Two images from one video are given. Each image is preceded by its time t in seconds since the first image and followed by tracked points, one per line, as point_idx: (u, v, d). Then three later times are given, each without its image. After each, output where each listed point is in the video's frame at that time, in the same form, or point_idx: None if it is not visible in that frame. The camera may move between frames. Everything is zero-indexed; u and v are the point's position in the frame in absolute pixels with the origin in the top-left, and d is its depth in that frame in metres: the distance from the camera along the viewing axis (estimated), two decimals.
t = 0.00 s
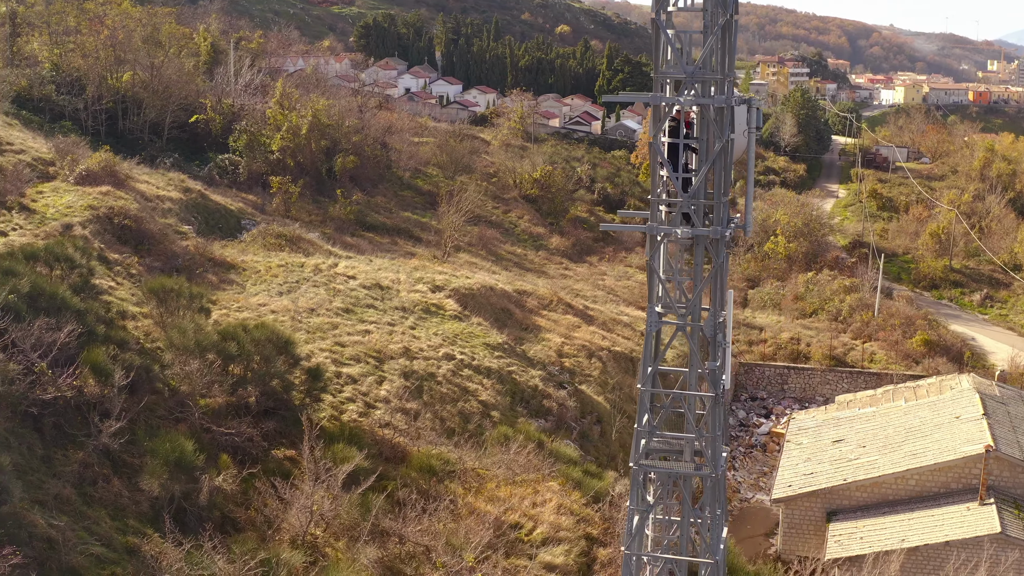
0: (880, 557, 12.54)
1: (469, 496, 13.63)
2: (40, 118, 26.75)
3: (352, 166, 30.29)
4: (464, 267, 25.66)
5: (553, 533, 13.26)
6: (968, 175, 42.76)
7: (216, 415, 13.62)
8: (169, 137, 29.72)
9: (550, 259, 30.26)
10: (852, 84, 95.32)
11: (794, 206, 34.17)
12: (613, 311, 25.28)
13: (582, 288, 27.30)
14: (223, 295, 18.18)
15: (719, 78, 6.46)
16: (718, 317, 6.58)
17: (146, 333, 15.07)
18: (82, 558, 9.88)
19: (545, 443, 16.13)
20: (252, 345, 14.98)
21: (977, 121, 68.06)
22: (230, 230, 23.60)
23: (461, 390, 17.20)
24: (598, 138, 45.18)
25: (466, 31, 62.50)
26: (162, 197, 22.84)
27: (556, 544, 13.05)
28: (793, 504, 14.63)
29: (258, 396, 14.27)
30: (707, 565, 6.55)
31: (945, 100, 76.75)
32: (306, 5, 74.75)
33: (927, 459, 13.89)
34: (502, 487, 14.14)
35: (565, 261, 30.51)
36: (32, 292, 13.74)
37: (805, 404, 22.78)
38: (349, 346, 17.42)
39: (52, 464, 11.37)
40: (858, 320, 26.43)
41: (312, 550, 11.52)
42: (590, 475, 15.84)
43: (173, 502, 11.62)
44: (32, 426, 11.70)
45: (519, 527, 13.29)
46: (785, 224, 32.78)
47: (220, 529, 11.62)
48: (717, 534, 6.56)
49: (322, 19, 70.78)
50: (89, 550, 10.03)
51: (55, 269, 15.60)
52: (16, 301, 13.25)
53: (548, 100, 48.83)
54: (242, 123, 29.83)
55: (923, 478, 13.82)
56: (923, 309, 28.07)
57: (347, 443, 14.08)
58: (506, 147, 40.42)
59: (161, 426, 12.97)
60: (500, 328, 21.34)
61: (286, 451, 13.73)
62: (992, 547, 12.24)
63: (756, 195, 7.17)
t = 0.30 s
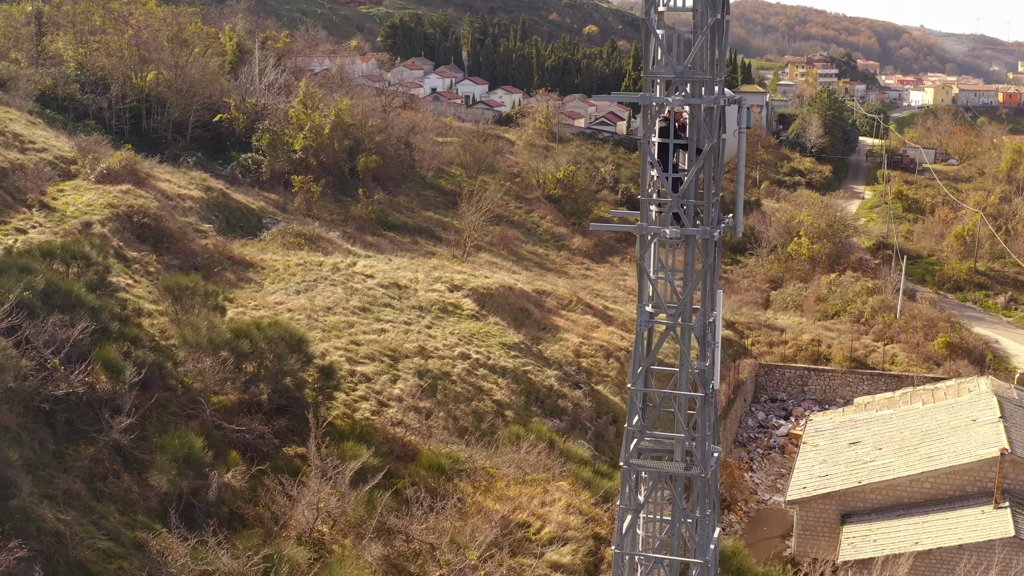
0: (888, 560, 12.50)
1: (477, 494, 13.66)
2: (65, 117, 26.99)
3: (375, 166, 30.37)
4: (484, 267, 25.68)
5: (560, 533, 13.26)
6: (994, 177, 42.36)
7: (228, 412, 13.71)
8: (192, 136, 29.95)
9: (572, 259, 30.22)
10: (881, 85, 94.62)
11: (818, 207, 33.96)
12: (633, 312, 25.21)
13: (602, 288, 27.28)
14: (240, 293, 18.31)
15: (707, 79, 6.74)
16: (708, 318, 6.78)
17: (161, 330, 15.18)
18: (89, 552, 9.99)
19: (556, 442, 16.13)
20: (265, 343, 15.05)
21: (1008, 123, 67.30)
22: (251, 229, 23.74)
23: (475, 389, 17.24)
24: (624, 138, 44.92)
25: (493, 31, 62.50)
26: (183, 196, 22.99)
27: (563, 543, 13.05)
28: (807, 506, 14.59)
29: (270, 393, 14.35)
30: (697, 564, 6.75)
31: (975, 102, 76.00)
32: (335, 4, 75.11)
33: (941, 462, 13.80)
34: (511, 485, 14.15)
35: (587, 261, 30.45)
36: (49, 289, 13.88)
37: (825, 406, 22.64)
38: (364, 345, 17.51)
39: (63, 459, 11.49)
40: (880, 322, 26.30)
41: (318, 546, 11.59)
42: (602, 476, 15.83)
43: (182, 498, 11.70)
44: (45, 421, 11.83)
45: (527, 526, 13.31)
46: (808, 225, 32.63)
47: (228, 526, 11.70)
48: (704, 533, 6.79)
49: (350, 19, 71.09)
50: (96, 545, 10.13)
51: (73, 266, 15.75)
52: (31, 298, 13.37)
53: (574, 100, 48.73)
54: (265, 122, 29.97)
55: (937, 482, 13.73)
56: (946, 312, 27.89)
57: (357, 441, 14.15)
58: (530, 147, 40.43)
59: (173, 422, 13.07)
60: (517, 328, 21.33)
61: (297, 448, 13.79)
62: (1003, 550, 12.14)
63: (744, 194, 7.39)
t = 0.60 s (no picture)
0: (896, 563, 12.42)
1: (486, 493, 13.68)
2: (89, 115, 27.23)
3: (397, 165, 30.39)
4: (505, 267, 25.68)
5: (568, 532, 13.25)
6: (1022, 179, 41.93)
7: (241, 409, 13.78)
8: (217, 135, 30.16)
9: (595, 260, 30.14)
10: (911, 86, 93.92)
11: (842, 208, 33.76)
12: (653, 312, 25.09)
13: (624, 289, 27.23)
14: (258, 291, 18.43)
15: (697, 79, 6.99)
16: (698, 318, 7.06)
17: (177, 328, 15.29)
18: (96, 546, 10.10)
19: (568, 442, 16.11)
20: (278, 341, 15.12)
21: None
22: (272, 228, 23.87)
23: (490, 388, 17.27)
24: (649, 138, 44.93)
25: (520, 31, 62.48)
26: (205, 194, 23.14)
27: (571, 543, 13.05)
28: (822, 508, 14.45)
29: (283, 391, 14.41)
30: (686, 563, 7.08)
31: (1007, 104, 75.27)
32: (365, 4, 75.40)
33: (957, 465, 13.71)
34: (521, 484, 14.15)
35: (609, 261, 30.36)
36: (66, 286, 14.02)
37: (846, 408, 22.45)
38: (380, 344, 17.58)
39: (75, 454, 11.62)
40: (903, 324, 26.14)
41: (325, 543, 11.64)
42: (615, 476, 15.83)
43: (191, 494, 11.77)
44: (58, 417, 11.95)
45: (535, 524, 13.32)
46: (833, 227, 32.49)
47: (236, 522, 11.79)
48: (693, 532, 7.18)
49: (378, 19, 71.37)
50: (103, 540, 10.24)
51: (91, 263, 15.91)
52: (47, 294, 13.50)
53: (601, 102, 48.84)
54: (289, 122, 30.10)
55: (953, 485, 13.64)
56: (970, 314, 27.69)
57: (368, 439, 14.20)
58: (555, 147, 40.39)
59: (185, 419, 13.17)
60: (535, 328, 21.33)
61: (308, 446, 13.85)
62: (1015, 554, 12.03)
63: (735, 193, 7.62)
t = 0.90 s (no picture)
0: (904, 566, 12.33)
1: (497, 492, 13.73)
2: (115, 113, 27.44)
3: (421, 164, 30.40)
4: (526, 266, 25.65)
5: (578, 532, 13.25)
6: None
7: (254, 406, 13.87)
8: (242, 134, 30.36)
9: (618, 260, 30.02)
10: (943, 87, 93.02)
11: (868, 209, 33.52)
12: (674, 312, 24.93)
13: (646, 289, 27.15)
14: (277, 289, 18.54)
15: (688, 79, 7.19)
16: (688, 317, 7.23)
17: (194, 325, 15.41)
18: (105, 540, 10.21)
19: (581, 442, 16.10)
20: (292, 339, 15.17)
21: None
22: (294, 227, 23.98)
23: (506, 387, 17.28)
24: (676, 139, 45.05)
25: (549, 31, 62.32)
26: (227, 193, 23.28)
27: (580, 543, 13.07)
28: (839, 510, 14.37)
29: (297, 388, 14.46)
30: (676, 562, 7.16)
31: None
32: (395, 5, 75.60)
33: (974, 468, 13.61)
34: (533, 483, 14.20)
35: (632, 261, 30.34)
36: (85, 283, 14.18)
37: (867, 410, 22.74)
38: (397, 342, 17.63)
39: (88, 449, 11.74)
40: (926, 326, 26.02)
41: (333, 540, 11.70)
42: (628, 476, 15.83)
43: (202, 490, 11.86)
44: (72, 412, 12.10)
45: (544, 524, 13.35)
46: (857, 228, 32.28)
47: (246, 518, 11.87)
48: (684, 532, 7.25)
49: (407, 19, 71.38)
50: (112, 534, 10.34)
51: (111, 261, 16.08)
52: (63, 291, 13.63)
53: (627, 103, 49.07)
54: (313, 121, 30.21)
55: (970, 488, 13.53)
56: (995, 317, 27.46)
57: (380, 438, 14.25)
58: (581, 146, 40.26)
59: (199, 416, 13.27)
60: (554, 328, 21.29)
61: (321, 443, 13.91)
62: None
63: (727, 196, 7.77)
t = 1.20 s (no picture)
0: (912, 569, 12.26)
1: (509, 490, 13.77)
2: (141, 112, 27.66)
3: (446, 164, 30.47)
4: (548, 266, 25.65)
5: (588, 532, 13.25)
6: None
7: (268, 403, 13.96)
8: (267, 133, 30.54)
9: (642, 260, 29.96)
10: (975, 89, 92.16)
11: (894, 211, 33.30)
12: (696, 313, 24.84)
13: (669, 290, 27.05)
14: (296, 287, 18.65)
15: (679, 78, 7.25)
16: (678, 317, 7.32)
17: (211, 322, 15.54)
18: (115, 534, 10.32)
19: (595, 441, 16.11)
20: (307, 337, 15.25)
21: None
22: (317, 225, 24.11)
23: (522, 386, 17.29)
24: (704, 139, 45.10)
25: (577, 31, 62.01)
26: (250, 192, 23.44)
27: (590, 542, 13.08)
28: (855, 512, 14.39)
29: (311, 385, 14.52)
30: (668, 561, 7.27)
31: None
32: (426, 5, 75.52)
33: (992, 471, 13.49)
34: (544, 483, 14.24)
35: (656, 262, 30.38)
36: (102, 280, 14.31)
37: (890, 412, 22.83)
38: (414, 341, 17.70)
39: (101, 444, 11.87)
40: (951, 328, 25.92)
41: (342, 536, 11.77)
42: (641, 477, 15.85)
43: (213, 486, 11.95)
44: (86, 407, 12.23)
45: (555, 523, 13.37)
46: (883, 229, 32.11)
47: (257, 513, 11.94)
48: (676, 532, 7.34)
49: (436, 19, 71.46)
50: (122, 528, 10.44)
51: (130, 258, 16.22)
52: (81, 288, 13.77)
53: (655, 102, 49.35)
54: (338, 121, 30.35)
55: (987, 491, 13.42)
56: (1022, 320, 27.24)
57: (393, 436, 14.31)
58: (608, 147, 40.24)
59: (213, 412, 13.36)
60: (574, 328, 21.27)
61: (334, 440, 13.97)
62: None
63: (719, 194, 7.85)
